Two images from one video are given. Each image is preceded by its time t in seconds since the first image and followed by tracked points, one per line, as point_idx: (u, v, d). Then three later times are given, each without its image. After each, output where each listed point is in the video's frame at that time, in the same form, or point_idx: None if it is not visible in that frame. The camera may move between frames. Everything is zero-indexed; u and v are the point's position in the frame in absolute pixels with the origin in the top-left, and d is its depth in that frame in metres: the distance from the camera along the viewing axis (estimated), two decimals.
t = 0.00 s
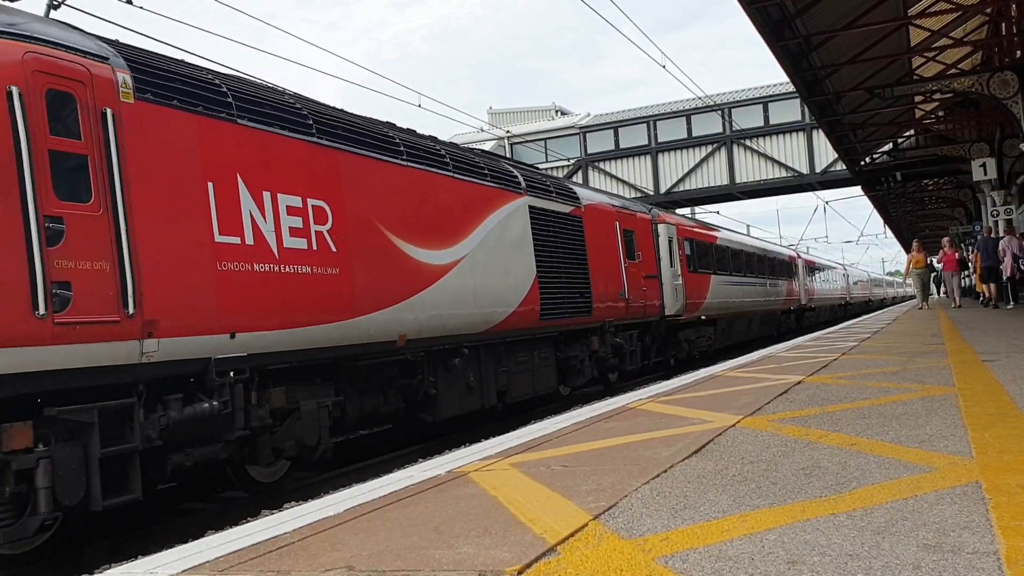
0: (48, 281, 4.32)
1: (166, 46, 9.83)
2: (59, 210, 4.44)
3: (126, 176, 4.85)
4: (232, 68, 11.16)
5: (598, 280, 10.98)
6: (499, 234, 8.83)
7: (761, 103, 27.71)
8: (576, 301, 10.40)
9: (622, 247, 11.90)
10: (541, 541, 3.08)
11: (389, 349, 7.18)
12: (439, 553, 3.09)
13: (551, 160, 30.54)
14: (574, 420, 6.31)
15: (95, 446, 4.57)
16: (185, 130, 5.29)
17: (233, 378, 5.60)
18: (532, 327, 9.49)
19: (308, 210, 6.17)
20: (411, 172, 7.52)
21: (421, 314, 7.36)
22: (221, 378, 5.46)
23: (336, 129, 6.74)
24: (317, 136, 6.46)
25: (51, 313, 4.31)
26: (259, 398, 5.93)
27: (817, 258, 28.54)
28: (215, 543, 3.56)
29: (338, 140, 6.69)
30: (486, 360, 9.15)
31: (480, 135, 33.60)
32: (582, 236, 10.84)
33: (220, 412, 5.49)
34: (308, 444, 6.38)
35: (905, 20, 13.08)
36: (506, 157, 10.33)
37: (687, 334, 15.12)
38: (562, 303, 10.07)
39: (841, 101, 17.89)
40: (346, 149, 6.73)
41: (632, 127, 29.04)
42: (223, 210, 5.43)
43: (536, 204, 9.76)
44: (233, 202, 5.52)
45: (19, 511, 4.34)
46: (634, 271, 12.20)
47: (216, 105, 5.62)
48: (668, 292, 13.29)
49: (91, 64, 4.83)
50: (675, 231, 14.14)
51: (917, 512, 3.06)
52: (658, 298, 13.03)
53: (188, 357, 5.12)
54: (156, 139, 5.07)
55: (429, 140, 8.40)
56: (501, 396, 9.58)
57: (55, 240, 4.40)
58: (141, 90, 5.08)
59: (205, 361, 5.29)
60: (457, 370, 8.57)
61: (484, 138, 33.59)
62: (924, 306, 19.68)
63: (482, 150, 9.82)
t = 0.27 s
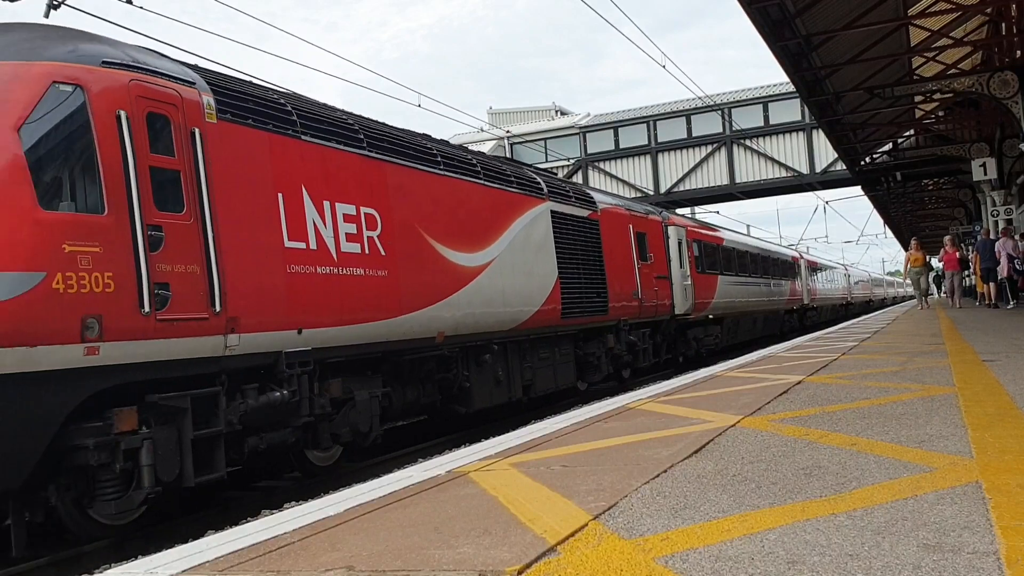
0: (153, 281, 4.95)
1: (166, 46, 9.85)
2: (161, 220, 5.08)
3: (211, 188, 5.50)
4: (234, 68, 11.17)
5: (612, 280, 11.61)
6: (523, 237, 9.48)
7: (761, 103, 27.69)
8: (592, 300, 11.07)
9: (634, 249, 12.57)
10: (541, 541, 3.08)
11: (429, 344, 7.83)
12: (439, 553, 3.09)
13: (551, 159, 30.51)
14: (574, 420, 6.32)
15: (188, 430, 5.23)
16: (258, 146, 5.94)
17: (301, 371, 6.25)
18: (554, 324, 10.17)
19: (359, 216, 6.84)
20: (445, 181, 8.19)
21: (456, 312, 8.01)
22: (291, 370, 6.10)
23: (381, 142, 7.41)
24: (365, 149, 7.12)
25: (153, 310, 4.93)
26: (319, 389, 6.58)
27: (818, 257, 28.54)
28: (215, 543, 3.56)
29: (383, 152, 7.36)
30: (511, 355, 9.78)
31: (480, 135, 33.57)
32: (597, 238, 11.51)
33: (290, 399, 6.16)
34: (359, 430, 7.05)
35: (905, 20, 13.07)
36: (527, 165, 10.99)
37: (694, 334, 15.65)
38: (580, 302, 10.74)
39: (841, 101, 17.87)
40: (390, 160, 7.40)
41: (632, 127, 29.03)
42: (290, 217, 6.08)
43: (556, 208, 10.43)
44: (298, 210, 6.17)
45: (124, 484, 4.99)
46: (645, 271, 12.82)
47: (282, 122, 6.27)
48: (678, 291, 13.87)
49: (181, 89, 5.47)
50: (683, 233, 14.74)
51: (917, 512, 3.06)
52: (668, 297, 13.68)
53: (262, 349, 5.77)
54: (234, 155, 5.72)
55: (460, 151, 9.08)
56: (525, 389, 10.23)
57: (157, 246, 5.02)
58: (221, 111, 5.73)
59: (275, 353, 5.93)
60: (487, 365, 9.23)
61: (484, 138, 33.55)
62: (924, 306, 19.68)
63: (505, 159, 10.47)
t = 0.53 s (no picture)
0: (236, 282, 5.53)
1: (167, 46, 9.85)
2: (242, 228, 5.67)
3: (282, 198, 6.08)
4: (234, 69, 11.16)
5: (627, 281, 12.08)
6: (549, 239, 10.02)
7: (761, 103, 27.67)
8: (611, 300, 11.60)
9: (648, 250, 13.04)
10: (541, 541, 3.08)
11: (465, 339, 8.40)
12: (439, 553, 3.09)
13: (551, 159, 30.50)
14: (574, 420, 6.31)
15: (264, 415, 5.85)
16: (321, 160, 6.52)
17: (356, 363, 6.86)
18: (576, 322, 10.72)
19: (406, 223, 7.43)
20: (479, 188, 8.76)
21: (490, 310, 8.58)
22: (348, 362, 6.71)
23: (423, 153, 8.00)
24: (410, 161, 7.69)
25: (237, 308, 5.51)
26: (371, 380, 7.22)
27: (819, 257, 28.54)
28: (216, 542, 3.56)
29: (425, 163, 7.95)
30: (536, 352, 10.36)
31: (480, 135, 33.56)
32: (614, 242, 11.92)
33: (348, 389, 6.77)
34: (403, 418, 7.70)
35: (905, 20, 13.07)
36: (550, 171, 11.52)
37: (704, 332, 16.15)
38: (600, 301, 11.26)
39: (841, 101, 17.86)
40: (431, 170, 8.00)
41: (632, 127, 29.02)
42: (348, 224, 6.65)
43: (576, 213, 10.85)
44: (355, 217, 6.76)
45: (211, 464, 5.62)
46: (657, 273, 13.28)
47: (339, 137, 6.85)
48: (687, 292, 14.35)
49: (255, 110, 6.05)
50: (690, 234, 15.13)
51: (916, 512, 3.06)
52: (678, 297, 14.17)
53: (324, 344, 6.35)
54: (300, 168, 6.30)
55: (491, 159, 9.65)
56: (548, 384, 10.80)
57: (239, 251, 5.59)
58: (288, 128, 6.32)
59: (335, 347, 6.52)
60: (515, 361, 9.81)
61: (484, 138, 33.54)
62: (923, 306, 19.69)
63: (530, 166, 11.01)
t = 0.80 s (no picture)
0: (305, 282, 6.21)
1: (168, 47, 9.86)
2: (310, 234, 6.34)
3: (342, 206, 6.76)
4: (234, 69, 11.16)
5: (640, 283, 12.68)
6: (570, 242, 10.66)
7: (760, 103, 27.65)
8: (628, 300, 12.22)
9: (659, 253, 13.62)
10: (541, 541, 3.08)
11: (495, 336, 9.03)
12: (439, 553, 3.09)
13: (551, 160, 30.47)
14: (574, 420, 6.31)
15: (326, 404, 6.65)
16: (374, 172, 7.20)
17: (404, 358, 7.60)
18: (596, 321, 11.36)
19: (446, 229, 8.12)
20: (508, 195, 9.44)
21: (519, 309, 9.24)
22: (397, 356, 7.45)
23: (460, 163, 8.68)
24: (448, 170, 8.37)
25: (307, 307, 6.19)
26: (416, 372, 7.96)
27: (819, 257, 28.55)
28: (216, 542, 3.57)
29: (461, 172, 8.63)
30: (558, 349, 11.03)
31: (479, 135, 33.54)
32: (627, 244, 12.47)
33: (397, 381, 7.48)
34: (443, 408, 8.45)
35: (905, 19, 13.06)
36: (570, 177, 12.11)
37: (713, 331, 16.72)
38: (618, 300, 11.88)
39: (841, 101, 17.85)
40: (467, 179, 8.69)
41: (632, 127, 29.00)
42: (397, 230, 7.33)
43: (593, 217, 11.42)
44: (403, 224, 7.43)
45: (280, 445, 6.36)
46: (666, 274, 13.84)
47: (388, 151, 7.52)
48: (695, 292, 14.89)
49: (318, 127, 6.71)
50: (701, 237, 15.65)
51: (916, 512, 3.06)
52: (688, 297, 14.76)
53: (377, 338, 7.04)
54: (356, 179, 6.97)
55: (518, 167, 10.31)
56: (570, 379, 11.43)
57: (308, 255, 6.28)
58: (346, 143, 6.99)
59: (385, 342, 7.20)
60: (540, 357, 10.49)
61: (484, 138, 33.52)
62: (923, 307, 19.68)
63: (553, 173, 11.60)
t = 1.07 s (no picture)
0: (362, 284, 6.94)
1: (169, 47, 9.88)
2: (366, 241, 7.07)
3: (391, 214, 7.48)
4: (235, 70, 11.19)
5: (651, 284, 13.33)
6: (589, 245, 11.33)
7: (760, 103, 27.63)
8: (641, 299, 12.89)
9: (669, 255, 14.25)
10: (541, 541, 3.08)
11: (521, 333, 9.72)
12: (439, 553, 3.09)
13: (551, 160, 30.46)
14: (574, 420, 6.31)
15: (381, 393, 7.40)
16: (418, 183, 7.92)
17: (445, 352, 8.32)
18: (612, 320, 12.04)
19: (480, 234, 8.85)
20: (534, 202, 10.15)
21: (543, 308, 9.94)
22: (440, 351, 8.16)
23: (490, 173, 9.41)
24: (479, 179, 9.07)
25: (364, 305, 6.92)
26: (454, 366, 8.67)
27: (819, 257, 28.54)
28: (216, 542, 3.57)
29: (492, 181, 9.35)
30: (578, 346, 11.72)
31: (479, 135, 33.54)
32: (641, 245, 13.15)
33: (439, 374, 8.22)
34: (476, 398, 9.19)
35: (906, 19, 13.04)
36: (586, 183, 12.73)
37: (720, 330, 17.30)
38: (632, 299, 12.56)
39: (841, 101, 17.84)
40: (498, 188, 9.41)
41: (632, 127, 29.00)
42: (437, 236, 8.05)
43: (610, 220, 12.08)
44: (443, 230, 8.15)
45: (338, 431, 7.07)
46: (677, 275, 14.52)
47: (429, 163, 8.24)
48: (705, 292, 15.54)
49: (370, 142, 7.41)
50: (710, 241, 16.36)
51: (917, 512, 3.06)
52: (696, 296, 15.41)
53: (421, 334, 7.77)
54: (403, 189, 7.69)
55: (542, 174, 10.98)
56: (588, 374, 12.09)
57: (364, 259, 7.01)
58: (394, 156, 7.70)
59: (427, 338, 7.91)
60: (562, 354, 11.19)
61: (484, 138, 33.52)
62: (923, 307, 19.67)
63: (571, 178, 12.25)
